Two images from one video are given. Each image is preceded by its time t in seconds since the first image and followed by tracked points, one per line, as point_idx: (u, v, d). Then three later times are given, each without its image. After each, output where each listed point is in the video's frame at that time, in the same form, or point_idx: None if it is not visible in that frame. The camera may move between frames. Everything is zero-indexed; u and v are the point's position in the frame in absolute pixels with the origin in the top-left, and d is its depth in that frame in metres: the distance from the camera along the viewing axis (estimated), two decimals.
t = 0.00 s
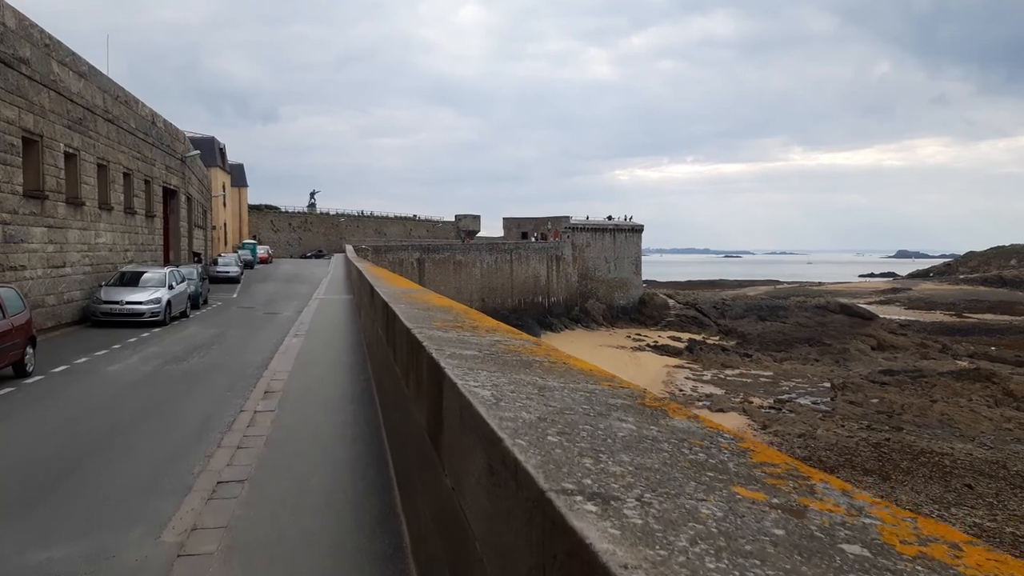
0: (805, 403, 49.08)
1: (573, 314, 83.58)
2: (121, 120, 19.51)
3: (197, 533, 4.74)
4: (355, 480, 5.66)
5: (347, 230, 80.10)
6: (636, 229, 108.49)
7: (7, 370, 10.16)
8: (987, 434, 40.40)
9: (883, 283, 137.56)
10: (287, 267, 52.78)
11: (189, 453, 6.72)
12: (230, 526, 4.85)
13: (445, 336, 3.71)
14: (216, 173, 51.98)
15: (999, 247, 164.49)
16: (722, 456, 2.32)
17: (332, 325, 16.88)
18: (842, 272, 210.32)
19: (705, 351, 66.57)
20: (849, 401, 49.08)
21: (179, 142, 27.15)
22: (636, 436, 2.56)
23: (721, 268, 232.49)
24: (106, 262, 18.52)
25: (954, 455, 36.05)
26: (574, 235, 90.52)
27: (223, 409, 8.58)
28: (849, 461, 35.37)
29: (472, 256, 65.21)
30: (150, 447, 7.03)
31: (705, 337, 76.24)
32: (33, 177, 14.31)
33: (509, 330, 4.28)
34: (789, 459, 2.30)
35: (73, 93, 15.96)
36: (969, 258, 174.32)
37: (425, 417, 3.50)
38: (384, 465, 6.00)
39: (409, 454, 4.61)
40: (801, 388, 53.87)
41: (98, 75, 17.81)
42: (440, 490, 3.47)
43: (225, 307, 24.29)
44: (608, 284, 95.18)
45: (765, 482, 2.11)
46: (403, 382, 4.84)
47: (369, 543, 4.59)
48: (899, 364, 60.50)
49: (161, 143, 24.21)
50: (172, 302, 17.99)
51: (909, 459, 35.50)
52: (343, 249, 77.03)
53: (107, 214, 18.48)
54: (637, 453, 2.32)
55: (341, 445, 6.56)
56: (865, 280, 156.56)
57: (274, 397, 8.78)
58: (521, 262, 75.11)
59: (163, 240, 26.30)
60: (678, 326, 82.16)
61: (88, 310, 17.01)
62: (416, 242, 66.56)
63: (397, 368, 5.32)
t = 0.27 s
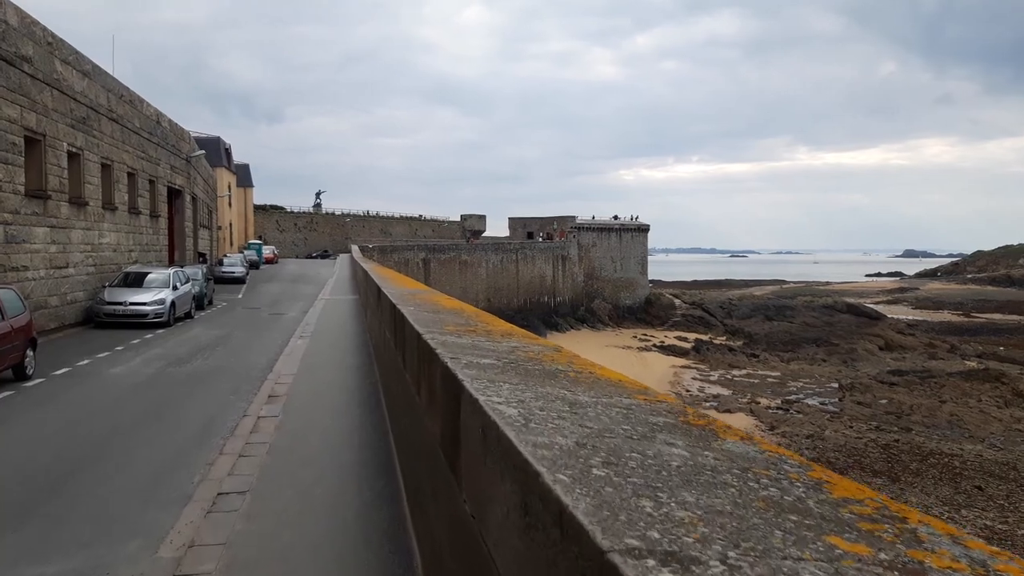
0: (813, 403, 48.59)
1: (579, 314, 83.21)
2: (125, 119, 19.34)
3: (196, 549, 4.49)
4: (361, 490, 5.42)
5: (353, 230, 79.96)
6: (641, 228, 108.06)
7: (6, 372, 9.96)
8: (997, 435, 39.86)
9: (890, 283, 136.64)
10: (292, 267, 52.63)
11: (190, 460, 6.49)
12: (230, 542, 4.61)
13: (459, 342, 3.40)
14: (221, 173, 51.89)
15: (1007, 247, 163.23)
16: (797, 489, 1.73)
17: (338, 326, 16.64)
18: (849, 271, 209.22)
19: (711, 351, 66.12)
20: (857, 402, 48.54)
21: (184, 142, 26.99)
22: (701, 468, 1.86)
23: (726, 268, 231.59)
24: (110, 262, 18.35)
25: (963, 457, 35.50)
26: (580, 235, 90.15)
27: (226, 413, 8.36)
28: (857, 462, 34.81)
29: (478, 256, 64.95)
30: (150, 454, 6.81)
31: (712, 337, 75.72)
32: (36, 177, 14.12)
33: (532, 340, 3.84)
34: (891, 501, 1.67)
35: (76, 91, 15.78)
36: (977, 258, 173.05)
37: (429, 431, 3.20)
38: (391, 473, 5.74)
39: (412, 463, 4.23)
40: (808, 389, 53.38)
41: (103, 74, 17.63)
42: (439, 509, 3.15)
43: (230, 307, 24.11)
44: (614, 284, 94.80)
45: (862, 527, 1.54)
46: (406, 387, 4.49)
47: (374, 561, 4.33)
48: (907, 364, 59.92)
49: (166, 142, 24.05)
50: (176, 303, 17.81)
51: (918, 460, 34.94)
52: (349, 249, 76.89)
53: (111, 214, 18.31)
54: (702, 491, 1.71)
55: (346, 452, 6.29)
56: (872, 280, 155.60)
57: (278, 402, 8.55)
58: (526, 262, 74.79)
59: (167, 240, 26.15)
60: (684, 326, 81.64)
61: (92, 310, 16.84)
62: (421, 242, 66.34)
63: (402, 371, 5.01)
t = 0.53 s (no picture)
0: (825, 403, 47.97)
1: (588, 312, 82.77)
2: (132, 115, 19.16)
3: (195, 564, 4.23)
4: (370, 498, 5.17)
5: (362, 227, 79.84)
6: (651, 226, 107.46)
7: (10, 371, 9.77)
8: (1013, 435, 39.14)
9: (902, 281, 135.28)
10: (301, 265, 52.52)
11: (193, 464, 6.25)
12: (231, 556, 4.34)
13: (476, 342, 3.09)
14: (230, 170, 51.81)
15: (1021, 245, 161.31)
16: (909, 536, 1.43)
17: (347, 324, 16.39)
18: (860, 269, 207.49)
19: (722, 350, 65.55)
20: (869, 402, 47.88)
21: (193, 138, 26.83)
22: (790, 508, 1.56)
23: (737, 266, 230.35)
24: (117, 259, 18.19)
25: (978, 457, 34.81)
26: (590, 232, 89.67)
27: (231, 414, 8.10)
28: (870, 462, 34.17)
29: (487, 253, 64.66)
30: (152, 457, 6.58)
31: (723, 336, 75.05)
32: (41, 172, 13.94)
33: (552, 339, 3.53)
34: None
35: (83, 86, 15.60)
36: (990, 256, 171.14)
37: (443, 442, 2.90)
38: (401, 481, 5.47)
39: (424, 471, 3.94)
40: (820, 388, 52.75)
41: (109, 69, 17.44)
42: (454, 529, 2.86)
43: (238, 305, 23.95)
44: (624, 282, 94.31)
45: None
46: (417, 390, 4.20)
47: None
48: (920, 364, 59.14)
49: (175, 138, 23.89)
50: (184, 300, 17.62)
51: (932, 461, 34.25)
52: (358, 246, 76.77)
53: (118, 211, 18.15)
54: (795, 540, 1.41)
55: (355, 457, 6.04)
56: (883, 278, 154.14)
57: (285, 402, 8.28)
58: (536, 260, 74.42)
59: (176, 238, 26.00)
60: (694, 325, 81.00)
61: (99, 308, 16.68)
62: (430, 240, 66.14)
63: (411, 373, 4.72)
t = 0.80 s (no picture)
0: (844, 406, 47.12)
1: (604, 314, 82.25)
2: (149, 117, 19.12)
3: None
4: (387, 518, 4.89)
5: (378, 229, 79.93)
6: (667, 227, 106.70)
7: (22, 376, 9.63)
8: None
9: (921, 283, 133.32)
10: (317, 267, 52.56)
11: (203, 477, 6.01)
12: None
13: (506, 360, 2.78)
14: (247, 173, 51.98)
15: None
16: None
17: (364, 329, 16.16)
18: (879, 270, 204.94)
19: (739, 352, 64.79)
20: (890, 405, 46.99)
21: (209, 140, 26.83)
22: None
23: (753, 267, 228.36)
24: (133, 262, 18.13)
25: (1002, 462, 33.88)
26: (605, 234, 89.17)
27: (245, 423, 7.86)
28: (890, 466, 33.31)
29: (502, 255, 64.40)
30: (163, 469, 6.34)
31: (740, 338, 74.23)
32: (56, 174, 13.86)
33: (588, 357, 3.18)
34: None
35: (99, 88, 15.53)
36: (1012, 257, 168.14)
37: (470, 472, 2.60)
38: (420, 500, 5.19)
39: (446, 494, 3.65)
40: (839, 391, 51.88)
41: (126, 71, 17.39)
42: (484, 571, 2.55)
43: (255, 307, 23.87)
44: (640, 283, 93.69)
45: None
46: (438, 406, 3.90)
47: None
48: (941, 366, 58.01)
49: (191, 140, 23.88)
50: (200, 303, 17.53)
51: (955, 466, 33.31)
52: (374, 248, 76.80)
53: (135, 213, 18.11)
54: None
55: (372, 473, 5.76)
56: (903, 280, 152.00)
57: (300, 412, 8.03)
58: (551, 262, 74.04)
59: (192, 240, 25.98)
60: (711, 326, 80.20)
61: (115, 310, 16.59)
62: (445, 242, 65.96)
63: (430, 385, 4.43)
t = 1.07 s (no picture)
0: (865, 410, 46.23)
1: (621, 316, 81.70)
2: (166, 117, 19.08)
3: None
4: (408, 528, 4.66)
5: (394, 231, 79.99)
6: (684, 228, 105.95)
7: (37, 376, 9.50)
8: None
9: (941, 284, 131.27)
10: (334, 268, 52.61)
11: (217, 483, 5.79)
12: None
13: (544, 362, 2.51)
14: (264, 174, 52.17)
15: None
16: None
17: (381, 330, 15.98)
18: (899, 272, 202.19)
19: (757, 355, 63.99)
20: (911, 409, 46.04)
21: (227, 141, 26.82)
22: None
23: (771, 269, 226.27)
24: (150, 262, 18.07)
25: None
26: (622, 235, 88.65)
27: (261, 426, 7.66)
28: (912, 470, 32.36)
29: (518, 256, 64.13)
30: (175, 474, 6.12)
31: (758, 340, 73.37)
32: (72, 174, 13.79)
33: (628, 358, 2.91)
34: None
35: (116, 87, 15.47)
36: None
37: (505, 487, 2.35)
38: (443, 509, 4.94)
39: (473, 506, 3.39)
40: (859, 395, 50.98)
41: (143, 70, 17.35)
42: None
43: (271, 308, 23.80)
44: (657, 285, 93.03)
45: None
46: (463, 412, 3.64)
47: None
48: (964, 369, 56.85)
49: (208, 141, 23.87)
50: (216, 304, 17.42)
51: (978, 470, 32.28)
52: (390, 249, 76.83)
53: (152, 213, 18.06)
54: None
55: (393, 479, 5.54)
56: (923, 282, 149.75)
57: (316, 414, 7.80)
58: (567, 263, 73.62)
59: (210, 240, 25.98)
60: (729, 328, 79.32)
61: (132, 311, 16.52)
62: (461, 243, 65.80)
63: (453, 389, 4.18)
